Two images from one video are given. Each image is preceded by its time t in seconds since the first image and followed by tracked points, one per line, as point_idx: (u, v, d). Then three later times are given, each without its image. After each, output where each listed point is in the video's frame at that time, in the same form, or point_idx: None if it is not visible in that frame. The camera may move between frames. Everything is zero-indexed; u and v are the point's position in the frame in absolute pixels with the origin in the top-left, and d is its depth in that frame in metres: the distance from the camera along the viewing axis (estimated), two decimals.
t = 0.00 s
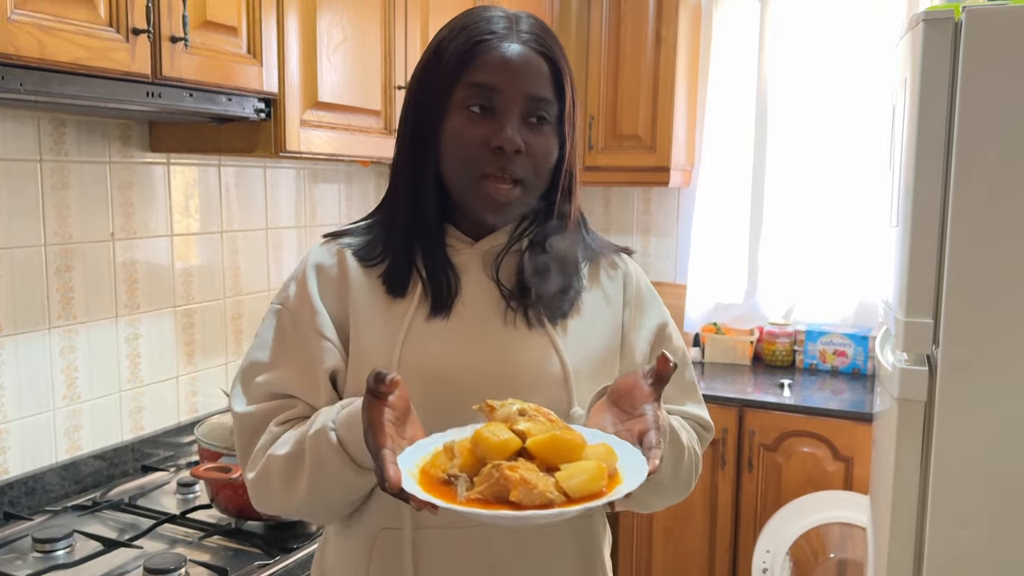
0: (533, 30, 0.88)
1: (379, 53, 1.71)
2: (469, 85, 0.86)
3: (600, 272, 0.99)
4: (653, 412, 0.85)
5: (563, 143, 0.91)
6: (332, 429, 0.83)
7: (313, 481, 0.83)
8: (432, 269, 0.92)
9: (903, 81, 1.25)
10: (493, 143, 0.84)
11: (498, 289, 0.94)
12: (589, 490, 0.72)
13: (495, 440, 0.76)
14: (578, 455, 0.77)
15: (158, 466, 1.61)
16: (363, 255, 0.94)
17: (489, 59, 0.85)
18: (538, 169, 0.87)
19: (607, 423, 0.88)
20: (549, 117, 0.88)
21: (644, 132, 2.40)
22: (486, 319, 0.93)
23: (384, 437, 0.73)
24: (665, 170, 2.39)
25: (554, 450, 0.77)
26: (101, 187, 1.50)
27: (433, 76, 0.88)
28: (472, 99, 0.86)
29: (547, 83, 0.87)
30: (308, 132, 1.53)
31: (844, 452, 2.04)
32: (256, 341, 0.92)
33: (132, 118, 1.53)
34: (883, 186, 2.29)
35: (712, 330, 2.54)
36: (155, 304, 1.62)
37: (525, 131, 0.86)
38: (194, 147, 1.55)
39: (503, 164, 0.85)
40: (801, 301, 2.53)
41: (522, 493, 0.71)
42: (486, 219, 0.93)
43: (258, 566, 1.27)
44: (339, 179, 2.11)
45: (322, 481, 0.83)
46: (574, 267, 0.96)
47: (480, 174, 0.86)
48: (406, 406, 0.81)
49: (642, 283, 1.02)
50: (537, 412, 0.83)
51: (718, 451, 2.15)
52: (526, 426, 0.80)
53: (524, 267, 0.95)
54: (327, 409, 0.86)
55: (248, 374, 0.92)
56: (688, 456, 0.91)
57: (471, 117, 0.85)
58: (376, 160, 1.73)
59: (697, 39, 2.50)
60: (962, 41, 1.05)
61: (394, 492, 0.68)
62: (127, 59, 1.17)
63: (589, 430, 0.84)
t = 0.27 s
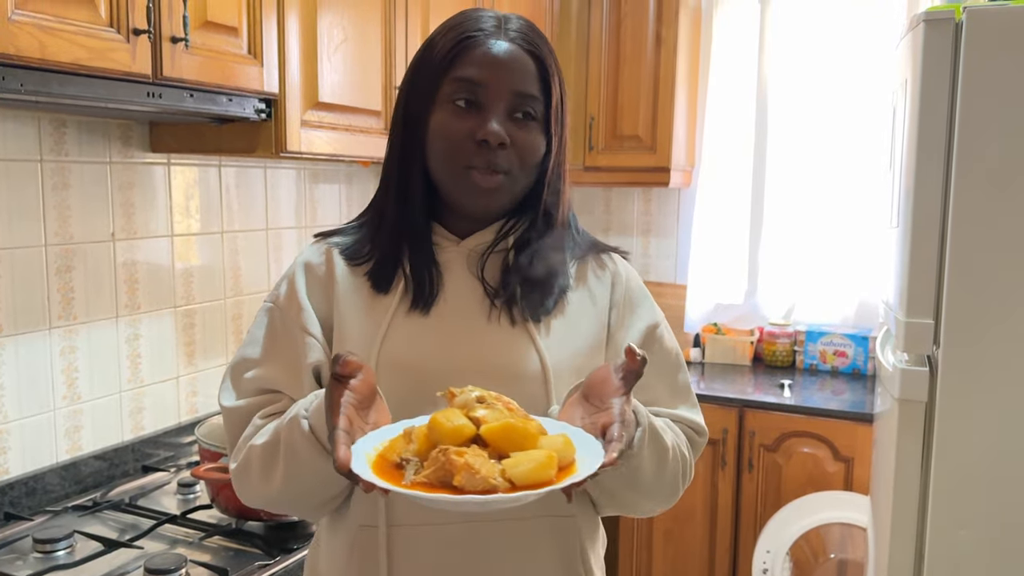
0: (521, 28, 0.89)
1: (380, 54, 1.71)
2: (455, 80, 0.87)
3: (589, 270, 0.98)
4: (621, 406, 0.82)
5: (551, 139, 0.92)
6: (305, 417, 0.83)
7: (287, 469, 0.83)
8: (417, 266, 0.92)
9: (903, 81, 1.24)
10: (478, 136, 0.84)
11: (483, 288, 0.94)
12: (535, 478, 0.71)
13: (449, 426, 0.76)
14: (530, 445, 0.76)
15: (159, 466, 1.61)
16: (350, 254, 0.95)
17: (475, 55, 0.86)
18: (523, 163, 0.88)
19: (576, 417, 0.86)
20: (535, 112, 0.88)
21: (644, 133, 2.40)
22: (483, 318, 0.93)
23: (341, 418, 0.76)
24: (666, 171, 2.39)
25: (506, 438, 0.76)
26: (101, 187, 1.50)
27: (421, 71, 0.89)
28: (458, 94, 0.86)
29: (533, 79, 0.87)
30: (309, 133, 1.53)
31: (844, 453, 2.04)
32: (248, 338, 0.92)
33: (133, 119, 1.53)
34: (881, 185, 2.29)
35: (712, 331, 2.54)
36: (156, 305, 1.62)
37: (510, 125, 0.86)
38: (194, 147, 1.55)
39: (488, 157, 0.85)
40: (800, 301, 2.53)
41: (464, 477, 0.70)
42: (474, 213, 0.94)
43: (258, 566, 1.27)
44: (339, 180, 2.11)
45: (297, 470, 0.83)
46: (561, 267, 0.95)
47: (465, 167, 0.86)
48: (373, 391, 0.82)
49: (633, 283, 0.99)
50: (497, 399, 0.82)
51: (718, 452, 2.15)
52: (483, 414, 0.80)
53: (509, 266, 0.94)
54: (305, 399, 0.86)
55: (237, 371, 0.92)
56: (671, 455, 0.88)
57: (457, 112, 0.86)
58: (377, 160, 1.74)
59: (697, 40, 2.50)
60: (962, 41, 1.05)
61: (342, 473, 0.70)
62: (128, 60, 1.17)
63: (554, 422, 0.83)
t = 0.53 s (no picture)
0: (511, 29, 0.88)
1: (381, 54, 1.71)
2: (444, 84, 0.87)
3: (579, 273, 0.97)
4: (592, 425, 0.80)
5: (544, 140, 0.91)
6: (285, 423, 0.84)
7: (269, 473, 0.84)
8: (405, 268, 0.93)
9: (904, 81, 1.24)
10: (465, 140, 0.84)
11: (471, 291, 0.94)
12: (489, 500, 0.71)
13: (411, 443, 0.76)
14: (491, 464, 0.76)
15: (160, 467, 1.61)
16: (341, 255, 0.96)
17: (463, 57, 0.86)
18: (512, 166, 0.87)
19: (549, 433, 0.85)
20: (525, 115, 0.88)
21: (645, 133, 2.40)
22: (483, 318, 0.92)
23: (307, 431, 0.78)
24: (667, 171, 2.39)
25: (467, 457, 0.76)
26: (102, 187, 1.50)
27: (410, 73, 0.89)
28: (447, 98, 0.86)
29: (522, 81, 0.87)
30: (310, 133, 1.53)
31: (845, 453, 2.04)
32: (242, 337, 0.95)
33: (134, 119, 1.53)
34: (881, 185, 2.29)
35: (712, 331, 2.54)
36: (156, 305, 1.62)
37: (498, 128, 0.86)
38: (195, 147, 1.55)
39: (476, 160, 0.85)
40: (801, 302, 2.53)
41: (418, 498, 0.70)
42: (464, 219, 0.94)
43: (260, 566, 1.27)
44: (340, 180, 2.11)
45: (278, 475, 0.84)
46: (551, 270, 0.94)
47: (453, 170, 0.86)
48: (346, 400, 0.84)
49: (625, 288, 0.98)
50: (463, 416, 0.82)
51: (719, 452, 2.15)
52: (447, 431, 0.79)
53: (498, 269, 0.94)
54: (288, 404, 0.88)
55: (230, 369, 0.95)
56: (653, 467, 0.89)
57: (445, 115, 0.86)
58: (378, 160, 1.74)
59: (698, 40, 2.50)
60: (963, 42, 1.05)
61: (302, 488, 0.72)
62: (129, 60, 1.17)
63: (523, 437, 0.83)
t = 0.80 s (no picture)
0: (503, 26, 0.88)
1: (381, 53, 1.70)
2: (432, 79, 0.87)
3: (572, 273, 0.97)
4: (584, 423, 0.80)
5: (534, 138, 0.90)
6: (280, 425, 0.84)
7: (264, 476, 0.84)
8: (396, 270, 0.92)
9: (906, 80, 1.24)
10: (450, 135, 0.84)
11: (463, 291, 0.94)
12: (479, 495, 0.70)
13: (401, 438, 0.75)
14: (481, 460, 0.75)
15: (161, 467, 1.61)
16: (331, 257, 0.96)
17: (451, 52, 0.86)
18: (499, 163, 0.87)
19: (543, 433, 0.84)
20: (514, 112, 0.87)
21: (646, 133, 2.40)
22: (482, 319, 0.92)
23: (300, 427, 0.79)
24: (668, 171, 2.39)
25: (456, 453, 0.75)
26: (104, 187, 1.50)
27: (400, 69, 0.89)
28: (434, 93, 0.86)
29: (512, 78, 0.87)
30: (310, 133, 1.53)
31: (846, 453, 2.04)
32: (235, 342, 0.95)
33: (135, 119, 1.53)
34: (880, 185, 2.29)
35: (713, 331, 2.53)
36: (157, 305, 1.62)
37: (485, 124, 0.86)
38: (196, 147, 1.55)
39: (460, 155, 0.85)
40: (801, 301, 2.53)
41: (406, 491, 0.70)
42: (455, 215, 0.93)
43: (261, 566, 1.27)
44: (341, 179, 2.11)
45: (274, 478, 0.84)
46: (543, 271, 0.94)
47: (439, 165, 0.86)
48: (341, 399, 0.85)
49: (619, 286, 0.98)
50: (455, 412, 0.81)
51: (720, 452, 2.15)
52: (438, 427, 0.78)
53: (490, 270, 0.94)
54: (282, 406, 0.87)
55: (223, 375, 0.94)
56: (650, 464, 0.89)
57: (433, 110, 0.86)
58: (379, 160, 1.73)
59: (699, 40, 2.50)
60: (965, 42, 1.05)
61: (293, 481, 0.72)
62: (130, 60, 1.17)
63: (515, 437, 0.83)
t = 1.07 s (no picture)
0: (496, 27, 0.88)
1: (382, 53, 1.70)
2: (420, 79, 0.86)
3: (571, 272, 0.97)
4: (601, 432, 0.83)
5: (523, 140, 0.89)
6: (287, 433, 0.84)
7: (272, 486, 0.84)
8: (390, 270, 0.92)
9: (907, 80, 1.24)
10: (433, 135, 0.84)
11: (460, 292, 0.94)
12: (506, 505, 0.71)
13: (425, 449, 0.76)
14: (506, 469, 0.77)
15: (161, 466, 1.61)
16: (326, 260, 0.95)
17: (439, 52, 0.86)
18: (484, 164, 0.86)
19: (558, 438, 0.86)
20: (501, 113, 0.87)
21: (646, 132, 2.40)
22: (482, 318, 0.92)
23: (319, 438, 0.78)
24: (668, 171, 2.39)
25: (482, 462, 0.77)
26: (104, 187, 1.50)
27: (392, 68, 0.90)
28: (421, 94, 0.86)
29: (499, 79, 0.86)
30: (311, 133, 1.53)
31: (846, 453, 2.04)
32: (229, 353, 0.94)
33: (135, 119, 1.53)
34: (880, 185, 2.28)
35: (714, 331, 2.53)
36: (157, 304, 1.62)
37: (470, 125, 0.85)
38: (197, 147, 1.55)
39: (443, 155, 0.84)
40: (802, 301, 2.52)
41: (436, 503, 0.70)
42: (446, 213, 0.92)
43: (261, 566, 1.27)
44: (341, 179, 2.11)
45: (282, 487, 0.84)
46: (541, 271, 0.94)
47: (421, 165, 0.85)
48: (353, 409, 0.83)
49: (617, 283, 0.99)
50: (476, 421, 0.82)
51: (721, 452, 2.15)
52: (461, 437, 0.79)
53: (487, 270, 0.94)
54: (288, 415, 0.87)
55: (219, 387, 0.93)
56: (657, 460, 0.90)
57: (419, 110, 0.86)
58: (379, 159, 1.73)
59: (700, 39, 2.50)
60: (966, 41, 1.05)
61: (318, 494, 0.71)
62: (130, 59, 1.17)
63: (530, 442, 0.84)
